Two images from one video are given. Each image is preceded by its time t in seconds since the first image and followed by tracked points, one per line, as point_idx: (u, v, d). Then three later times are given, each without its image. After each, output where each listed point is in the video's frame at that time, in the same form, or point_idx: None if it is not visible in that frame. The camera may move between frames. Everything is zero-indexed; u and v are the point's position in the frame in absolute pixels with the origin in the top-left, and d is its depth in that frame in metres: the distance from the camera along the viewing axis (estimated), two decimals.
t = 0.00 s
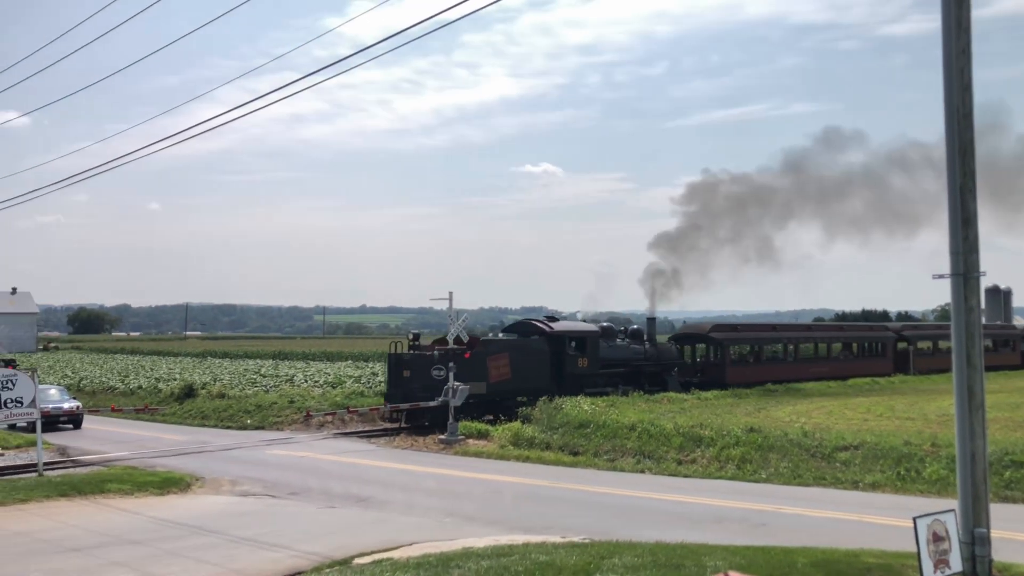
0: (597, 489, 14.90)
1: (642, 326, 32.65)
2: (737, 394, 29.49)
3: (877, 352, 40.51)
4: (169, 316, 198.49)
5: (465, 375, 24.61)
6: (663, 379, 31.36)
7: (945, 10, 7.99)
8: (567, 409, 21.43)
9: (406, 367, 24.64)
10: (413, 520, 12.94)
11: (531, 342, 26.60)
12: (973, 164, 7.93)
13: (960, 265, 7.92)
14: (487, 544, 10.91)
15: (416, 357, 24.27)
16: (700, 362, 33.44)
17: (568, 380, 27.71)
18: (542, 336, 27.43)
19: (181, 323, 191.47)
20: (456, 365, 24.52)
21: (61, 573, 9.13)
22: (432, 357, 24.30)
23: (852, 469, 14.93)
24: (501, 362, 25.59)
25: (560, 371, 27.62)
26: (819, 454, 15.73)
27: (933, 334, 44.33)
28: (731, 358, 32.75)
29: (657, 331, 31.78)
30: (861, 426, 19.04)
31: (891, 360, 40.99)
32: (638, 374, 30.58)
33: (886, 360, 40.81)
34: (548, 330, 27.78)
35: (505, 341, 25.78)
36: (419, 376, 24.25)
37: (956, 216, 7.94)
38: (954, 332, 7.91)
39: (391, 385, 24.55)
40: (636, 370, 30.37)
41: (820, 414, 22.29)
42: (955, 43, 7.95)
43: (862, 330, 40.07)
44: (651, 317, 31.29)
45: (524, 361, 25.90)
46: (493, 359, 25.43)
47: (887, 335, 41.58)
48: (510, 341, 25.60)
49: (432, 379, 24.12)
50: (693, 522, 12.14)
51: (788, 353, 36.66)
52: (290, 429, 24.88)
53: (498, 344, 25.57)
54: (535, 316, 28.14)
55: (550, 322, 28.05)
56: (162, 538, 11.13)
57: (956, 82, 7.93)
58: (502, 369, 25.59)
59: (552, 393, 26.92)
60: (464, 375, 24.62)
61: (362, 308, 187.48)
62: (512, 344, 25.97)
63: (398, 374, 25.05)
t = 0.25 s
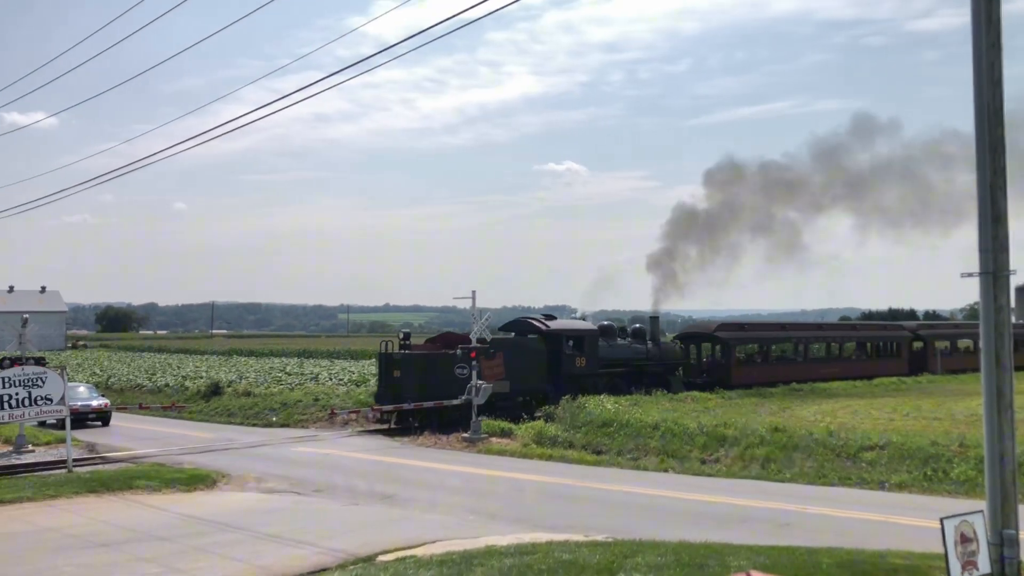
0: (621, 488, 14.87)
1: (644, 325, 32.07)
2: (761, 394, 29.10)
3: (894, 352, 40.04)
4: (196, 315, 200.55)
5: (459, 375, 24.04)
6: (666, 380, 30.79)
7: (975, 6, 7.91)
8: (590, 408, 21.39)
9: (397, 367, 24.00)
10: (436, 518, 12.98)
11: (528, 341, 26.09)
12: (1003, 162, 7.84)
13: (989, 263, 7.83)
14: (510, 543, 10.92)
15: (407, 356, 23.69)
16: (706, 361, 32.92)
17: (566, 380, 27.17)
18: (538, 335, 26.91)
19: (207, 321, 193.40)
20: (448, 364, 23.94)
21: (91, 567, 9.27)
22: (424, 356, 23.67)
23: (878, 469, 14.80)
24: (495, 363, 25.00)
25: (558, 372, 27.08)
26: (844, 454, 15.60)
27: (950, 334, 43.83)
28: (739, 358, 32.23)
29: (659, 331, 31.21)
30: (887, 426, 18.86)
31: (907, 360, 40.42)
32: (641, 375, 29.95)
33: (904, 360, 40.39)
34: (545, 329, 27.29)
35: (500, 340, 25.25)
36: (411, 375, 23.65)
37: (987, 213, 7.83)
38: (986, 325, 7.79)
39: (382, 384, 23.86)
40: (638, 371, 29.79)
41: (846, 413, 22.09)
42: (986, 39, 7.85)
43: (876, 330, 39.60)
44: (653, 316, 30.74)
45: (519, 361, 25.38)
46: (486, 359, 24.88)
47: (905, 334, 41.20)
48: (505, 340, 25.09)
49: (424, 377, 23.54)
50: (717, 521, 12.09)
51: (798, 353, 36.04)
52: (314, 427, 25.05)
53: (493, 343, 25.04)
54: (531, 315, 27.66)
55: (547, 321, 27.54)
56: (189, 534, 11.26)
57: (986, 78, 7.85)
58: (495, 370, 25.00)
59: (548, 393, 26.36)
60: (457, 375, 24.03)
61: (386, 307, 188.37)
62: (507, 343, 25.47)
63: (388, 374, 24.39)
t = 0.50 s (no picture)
0: (635, 488, 14.79)
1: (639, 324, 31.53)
2: (775, 394, 28.79)
3: (899, 352, 39.59)
4: (211, 313, 201.68)
5: (441, 376, 23.57)
6: (661, 380, 30.24)
7: None
8: (604, 408, 21.30)
9: (379, 368, 23.85)
10: (450, 517, 12.97)
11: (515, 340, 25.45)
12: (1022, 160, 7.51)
13: (1007, 262, 7.45)
14: (523, 542, 10.88)
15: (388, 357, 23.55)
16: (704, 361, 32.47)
17: (557, 381, 26.51)
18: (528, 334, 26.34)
19: (222, 320, 194.45)
20: (430, 365, 23.48)
21: (107, 565, 9.31)
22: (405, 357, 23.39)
23: (895, 470, 14.65)
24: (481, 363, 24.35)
25: (547, 372, 26.42)
26: (860, 454, 15.46)
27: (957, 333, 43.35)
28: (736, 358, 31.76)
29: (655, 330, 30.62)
30: (904, 426, 18.68)
31: (912, 361, 40.02)
32: (634, 376, 29.36)
33: (909, 360, 39.96)
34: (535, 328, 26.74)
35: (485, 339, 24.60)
36: (392, 376, 23.50)
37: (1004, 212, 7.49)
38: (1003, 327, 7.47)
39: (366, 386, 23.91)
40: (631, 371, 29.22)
41: (862, 413, 21.90)
42: (1003, 34, 7.52)
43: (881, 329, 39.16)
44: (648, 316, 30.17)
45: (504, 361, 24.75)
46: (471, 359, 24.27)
47: (910, 334, 40.80)
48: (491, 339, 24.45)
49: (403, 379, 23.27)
50: (732, 522, 11.99)
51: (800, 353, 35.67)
52: (329, 426, 25.14)
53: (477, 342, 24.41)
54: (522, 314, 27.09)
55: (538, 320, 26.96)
56: (204, 532, 11.30)
57: (1004, 74, 7.52)
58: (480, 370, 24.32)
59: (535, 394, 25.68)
60: (438, 375, 23.54)
61: (400, 306, 188.80)
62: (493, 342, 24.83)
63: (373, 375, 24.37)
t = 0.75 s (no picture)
0: (645, 488, 14.75)
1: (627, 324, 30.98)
2: (787, 394, 28.63)
3: (898, 352, 39.13)
4: (223, 313, 202.58)
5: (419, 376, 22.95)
6: (649, 381, 29.64)
7: None
8: (615, 407, 21.26)
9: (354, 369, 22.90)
10: (461, 516, 12.98)
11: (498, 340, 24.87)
12: None
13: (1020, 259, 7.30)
14: (534, 541, 10.87)
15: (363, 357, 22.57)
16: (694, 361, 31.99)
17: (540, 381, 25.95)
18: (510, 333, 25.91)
19: (233, 319, 195.24)
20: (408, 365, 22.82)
21: (119, 563, 9.35)
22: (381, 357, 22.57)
23: (908, 470, 14.56)
24: (460, 363, 23.78)
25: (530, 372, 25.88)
26: (873, 454, 15.38)
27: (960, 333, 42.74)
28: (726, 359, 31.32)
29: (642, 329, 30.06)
30: (917, 426, 18.56)
31: (912, 361, 39.58)
32: (620, 376, 28.79)
33: (909, 360, 39.48)
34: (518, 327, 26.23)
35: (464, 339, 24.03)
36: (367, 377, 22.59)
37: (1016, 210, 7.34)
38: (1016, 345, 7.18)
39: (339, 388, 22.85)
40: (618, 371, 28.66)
41: (874, 413, 21.77)
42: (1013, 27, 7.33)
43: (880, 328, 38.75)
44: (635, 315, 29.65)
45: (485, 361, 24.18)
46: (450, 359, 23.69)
47: (910, 334, 40.36)
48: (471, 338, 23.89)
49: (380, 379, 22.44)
50: (744, 522, 11.94)
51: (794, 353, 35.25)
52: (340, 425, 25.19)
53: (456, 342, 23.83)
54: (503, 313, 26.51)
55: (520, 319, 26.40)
56: (217, 531, 11.34)
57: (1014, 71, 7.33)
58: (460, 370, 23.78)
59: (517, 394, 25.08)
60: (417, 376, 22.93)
61: (410, 306, 189.13)
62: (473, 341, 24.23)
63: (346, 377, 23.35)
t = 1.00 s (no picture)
0: (656, 488, 14.72)
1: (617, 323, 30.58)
2: (798, 394, 28.45)
3: (898, 351, 38.82)
4: (235, 312, 203.45)
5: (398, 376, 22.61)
6: (640, 381, 29.19)
7: None
8: (627, 407, 21.24)
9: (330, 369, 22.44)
10: (472, 515, 12.99)
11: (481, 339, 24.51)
12: None
13: None
14: (545, 541, 10.87)
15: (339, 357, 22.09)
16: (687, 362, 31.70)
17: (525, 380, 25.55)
18: (494, 334, 25.35)
19: (245, 318, 196.03)
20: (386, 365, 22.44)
21: (132, 562, 9.40)
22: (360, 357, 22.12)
23: (921, 470, 14.47)
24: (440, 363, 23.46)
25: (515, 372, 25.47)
26: (885, 454, 15.31)
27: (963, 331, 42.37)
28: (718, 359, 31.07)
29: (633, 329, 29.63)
30: (929, 425, 18.45)
31: (911, 360, 39.25)
32: (610, 376, 28.38)
33: (910, 359, 39.17)
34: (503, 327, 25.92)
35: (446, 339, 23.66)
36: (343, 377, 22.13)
37: None
38: None
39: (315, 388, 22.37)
40: (608, 371, 28.23)
41: (886, 413, 21.65)
42: None
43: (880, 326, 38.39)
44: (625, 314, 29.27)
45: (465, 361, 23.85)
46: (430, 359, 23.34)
47: (911, 331, 40.12)
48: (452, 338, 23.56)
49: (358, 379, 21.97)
50: (756, 522, 11.90)
51: (790, 353, 35.10)
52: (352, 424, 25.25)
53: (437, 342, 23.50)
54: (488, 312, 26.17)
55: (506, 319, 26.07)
56: (231, 530, 11.39)
57: None
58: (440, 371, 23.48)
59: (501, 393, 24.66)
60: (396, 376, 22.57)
61: (421, 305, 189.38)
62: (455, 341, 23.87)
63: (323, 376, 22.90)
